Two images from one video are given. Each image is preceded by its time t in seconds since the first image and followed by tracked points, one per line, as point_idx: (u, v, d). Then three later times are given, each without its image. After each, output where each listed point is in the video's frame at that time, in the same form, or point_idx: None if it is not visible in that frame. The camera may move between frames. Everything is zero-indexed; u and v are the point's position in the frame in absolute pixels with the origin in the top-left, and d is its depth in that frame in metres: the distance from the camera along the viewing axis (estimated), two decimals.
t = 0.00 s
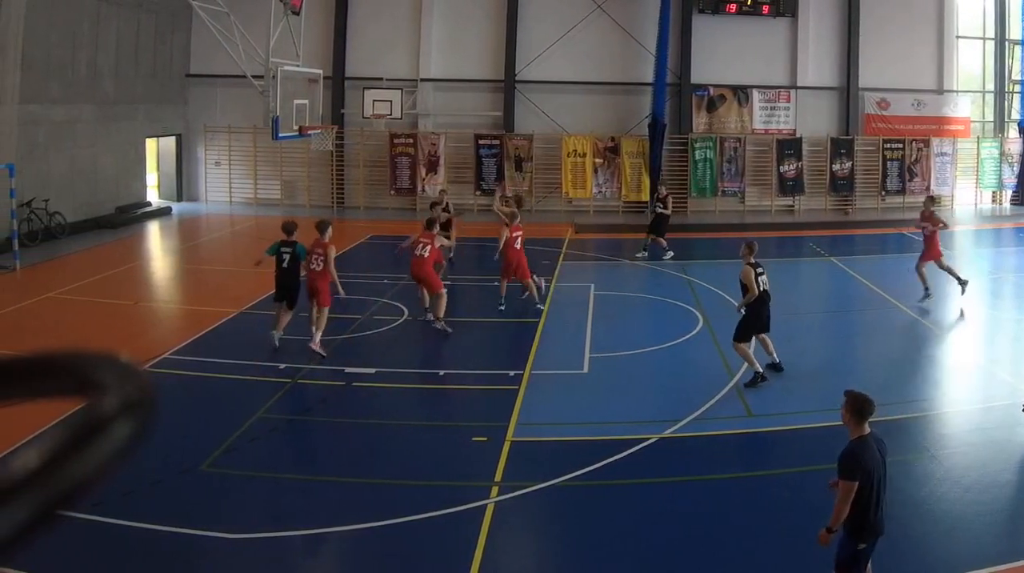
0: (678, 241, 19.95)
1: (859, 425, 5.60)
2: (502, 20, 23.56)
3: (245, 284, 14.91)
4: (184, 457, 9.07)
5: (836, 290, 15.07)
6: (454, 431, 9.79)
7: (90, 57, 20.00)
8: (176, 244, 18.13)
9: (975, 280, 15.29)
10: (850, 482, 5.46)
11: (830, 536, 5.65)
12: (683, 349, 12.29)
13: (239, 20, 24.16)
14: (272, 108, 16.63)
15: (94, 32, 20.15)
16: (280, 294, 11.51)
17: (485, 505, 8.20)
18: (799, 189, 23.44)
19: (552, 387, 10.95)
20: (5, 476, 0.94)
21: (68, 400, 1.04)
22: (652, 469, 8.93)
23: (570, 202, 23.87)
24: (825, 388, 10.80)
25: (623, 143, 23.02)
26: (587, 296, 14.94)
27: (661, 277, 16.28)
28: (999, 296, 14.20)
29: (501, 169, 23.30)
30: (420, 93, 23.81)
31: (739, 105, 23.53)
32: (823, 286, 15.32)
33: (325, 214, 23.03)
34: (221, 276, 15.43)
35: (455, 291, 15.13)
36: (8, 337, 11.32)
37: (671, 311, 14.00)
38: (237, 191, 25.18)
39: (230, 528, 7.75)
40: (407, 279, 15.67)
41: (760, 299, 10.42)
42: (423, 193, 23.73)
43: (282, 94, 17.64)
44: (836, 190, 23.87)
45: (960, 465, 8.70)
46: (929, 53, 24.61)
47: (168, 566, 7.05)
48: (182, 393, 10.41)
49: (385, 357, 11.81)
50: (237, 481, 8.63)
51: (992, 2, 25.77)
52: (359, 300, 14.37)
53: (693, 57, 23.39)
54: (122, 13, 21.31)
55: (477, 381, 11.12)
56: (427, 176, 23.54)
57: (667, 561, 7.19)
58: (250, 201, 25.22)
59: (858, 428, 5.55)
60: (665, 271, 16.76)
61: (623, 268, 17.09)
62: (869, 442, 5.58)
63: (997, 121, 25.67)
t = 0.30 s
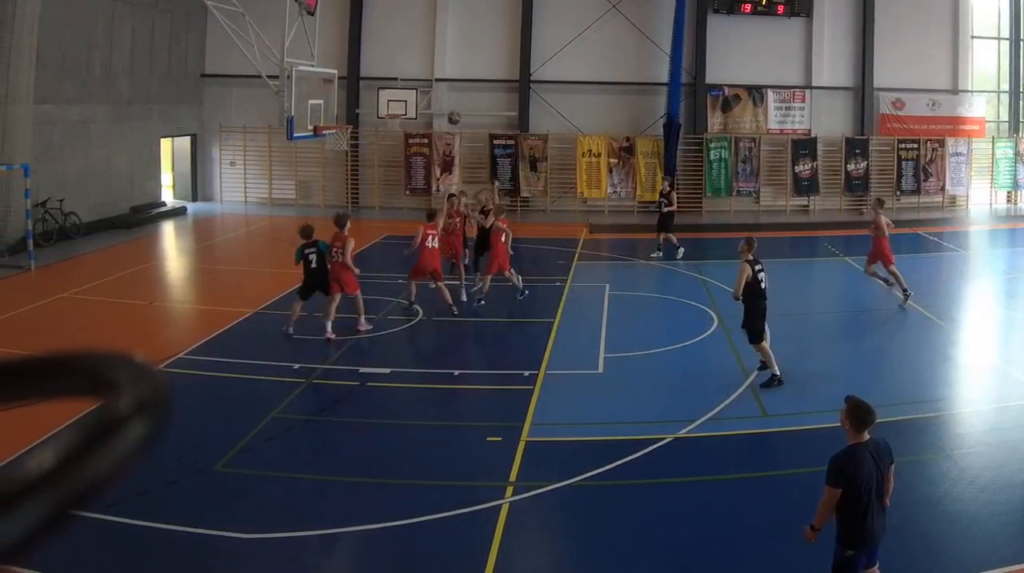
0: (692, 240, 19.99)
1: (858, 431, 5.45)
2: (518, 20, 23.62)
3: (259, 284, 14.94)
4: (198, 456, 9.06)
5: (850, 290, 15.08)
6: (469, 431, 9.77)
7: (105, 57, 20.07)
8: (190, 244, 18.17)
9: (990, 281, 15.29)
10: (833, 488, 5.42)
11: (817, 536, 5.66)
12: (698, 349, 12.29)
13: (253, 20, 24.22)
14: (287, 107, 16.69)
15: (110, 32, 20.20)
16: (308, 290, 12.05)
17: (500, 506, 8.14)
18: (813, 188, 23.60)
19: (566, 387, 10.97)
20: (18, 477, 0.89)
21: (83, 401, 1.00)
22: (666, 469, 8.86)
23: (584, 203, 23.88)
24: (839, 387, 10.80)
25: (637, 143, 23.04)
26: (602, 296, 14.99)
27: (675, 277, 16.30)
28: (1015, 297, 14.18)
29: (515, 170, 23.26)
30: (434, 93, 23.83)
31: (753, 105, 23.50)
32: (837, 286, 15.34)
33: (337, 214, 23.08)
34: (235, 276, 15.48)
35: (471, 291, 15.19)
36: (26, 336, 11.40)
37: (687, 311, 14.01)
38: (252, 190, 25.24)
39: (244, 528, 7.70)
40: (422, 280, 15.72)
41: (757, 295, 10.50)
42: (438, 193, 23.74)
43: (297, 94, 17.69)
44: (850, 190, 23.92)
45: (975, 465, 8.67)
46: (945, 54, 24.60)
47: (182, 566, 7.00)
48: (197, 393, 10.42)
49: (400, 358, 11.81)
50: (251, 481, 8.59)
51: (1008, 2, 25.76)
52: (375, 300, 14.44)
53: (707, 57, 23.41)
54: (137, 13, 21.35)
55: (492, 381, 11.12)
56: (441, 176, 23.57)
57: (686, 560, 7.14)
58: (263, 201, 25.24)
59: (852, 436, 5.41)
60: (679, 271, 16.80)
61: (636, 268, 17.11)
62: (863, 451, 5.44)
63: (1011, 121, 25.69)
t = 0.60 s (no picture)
0: (692, 240, 20.00)
1: (861, 437, 5.43)
2: (518, 20, 23.61)
3: (259, 284, 14.95)
4: (198, 456, 9.05)
5: (850, 290, 15.08)
6: (469, 431, 9.77)
7: (105, 57, 20.08)
8: (191, 244, 18.17)
9: (990, 281, 15.29)
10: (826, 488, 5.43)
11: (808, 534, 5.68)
12: (698, 349, 12.29)
13: (254, 20, 24.24)
14: (288, 107, 16.71)
15: (110, 31, 20.20)
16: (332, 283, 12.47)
17: (500, 506, 8.14)
18: (813, 188, 23.59)
19: (565, 387, 10.97)
20: (19, 477, 0.89)
21: (83, 401, 1.00)
22: (666, 469, 8.87)
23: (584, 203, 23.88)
24: (839, 388, 10.80)
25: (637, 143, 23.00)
26: (602, 296, 14.99)
27: (675, 277, 16.31)
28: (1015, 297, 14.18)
29: (515, 170, 23.24)
30: (433, 93, 23.84)
31: (753, 105, 23.52)
32: (836, 286, 15.34)
33: (337, 214, 23.08)
34: (236, 276, 15.49)
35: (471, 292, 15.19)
36: (26, 336, 11.41)
37: (687, 311, 14.01)
38: (252, 190, 25.24)
39: (243, 528, 7.70)
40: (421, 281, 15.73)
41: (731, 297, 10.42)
42: (438, 193, 23.69)
43: (297, 94, 17.71)
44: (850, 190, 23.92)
45: (975, 466, 8.66)
46: (945, 54, 24.62)
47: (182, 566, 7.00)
48: (197, 393, 10.42)
49: (399, 358, 11.81)
50: (251, 481, 8.59)
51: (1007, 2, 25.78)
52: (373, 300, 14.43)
53: (707, 57, 23.41)
54: (137, 13, 21.36)
55: (492, 382, 11.12)
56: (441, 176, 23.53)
57: (686, 560, 7.13)
58: (263, 201, 25.26)
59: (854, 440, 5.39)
60: (680, 271, 16.81)
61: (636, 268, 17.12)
62: (862, 457, 5.43)
63: (1011, 121, 25.70)
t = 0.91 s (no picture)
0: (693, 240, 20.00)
1: (862, 448, 5.40)
2: (518, 19, 23.60)
3: (259, 284, 14.96)
4: (199, 456, 9.06)
5: (850, 290, 15.08)
6: (469, 431, 9.77)
7: (105, 57, 20.09)
8: (191, 244, 18.18)
9: (990, 281, 15.29)
10: (821, 494, 5.43)
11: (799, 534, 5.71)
12: (698, 350, 12.28)
13: (254, 20, 24.25)
14: (287, 107, 16.72)
15: (110, 31, 20.21)
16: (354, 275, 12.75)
17: (500, 506, 8.14)
18: (813, 188, 23.59)
19: (565, 387, 10.98)
20: (18, 476, 0.89)
21: (83, 401, 1.00)
22: (665, 469, 8.87)
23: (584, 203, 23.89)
24: (839, 388, 10.80)
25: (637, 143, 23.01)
26: (602, 297, 15.00)
27: (675, 277, 16.33)
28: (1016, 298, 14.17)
29: (515, 170, 23.25)
30: (433, 93, 23.85)
31: (753, 105, 23.54)
32: (837, 286, 15.34)
33: (337, 214, 23.08)
34: (236, 276, 15.50)
35: (469, 293, 15.20)
36: (26, 336, 11.42)
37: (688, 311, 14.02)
38: (252, 190, 25.25)
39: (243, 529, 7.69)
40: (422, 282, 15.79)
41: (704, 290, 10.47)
42: (438, 193, 23.70)
43: (297, 94, 17.72)
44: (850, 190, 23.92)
45: (974, 466, 8.65)
46: (944, 54, 24.64)
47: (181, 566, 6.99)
48: (197, 393, 10.43)
49: (399, 358, 11.81)
50: (251, 481, 8.59)
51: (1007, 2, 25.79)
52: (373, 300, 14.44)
53: (707, 57, 23.42)
54: (137, 13, 21.35)
55: (492, 381, 11.12)
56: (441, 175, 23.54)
57: (686, 561, 7.13)
58: (263, 201, 25.27)
59: (855, 450, 5.37)
60: (680, 271, 16.81)
61: (636, 268, 17.12)
62: (861, 468, 5.42)
63: (1011, 122, 25.72)
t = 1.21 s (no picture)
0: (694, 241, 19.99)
1: (854, 444, 5.41)
2: (518, 19, 23.60)
3: (259, 284, 14.96)
4: (199, 456, 9.05)
5: (851, 290, 15.08)
6: (469, 431, 9.77)
7: (105, 57, 20.09)
8: (191, 244, 18.19)
9: (990, 281, 15.29)
10: (818, 496, 5.43)
11: (800, 539, 5.70)
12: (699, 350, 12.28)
13: (255, 20, 24.25)
14: (287, 107, 16.72)
15: (110, 31, 20.22)
16: (370, 277, 12.75)
17: (500, 506, 8.14)
18: (813, 188, 23.58)
19: (565, 387, 10.97)
20: (17, 476, 0.89)
21: (84, 401, 1.00)
22: (666, 469, 8.86)
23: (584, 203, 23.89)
24: (838, 388, 10.80)
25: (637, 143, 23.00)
26: (602, 297, 15.00)
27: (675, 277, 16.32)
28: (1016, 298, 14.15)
29: (515, 170, 23.24)
30: (433, 93, 23.86)
31: (753, 105, 23.54)
32: (837, 287, 15.34)
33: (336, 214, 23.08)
34: (236, 276, 15.51)
35: (469, 293, 15.20)
36: (26, 336, 11.42)
37: (688, 311, 14.02)
38: (252, 191, 25.25)
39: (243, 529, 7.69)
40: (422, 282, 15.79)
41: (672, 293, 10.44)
42: (438, 193, 23.69)
43: (297, 94, 17.73)
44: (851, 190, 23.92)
45: (974, 466, 8.65)
46: (944, 55, 24.64)
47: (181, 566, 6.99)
48: (198, 393, 10.44)
49: (400, 358, 11.81)
50: (251, 481, 8.59)
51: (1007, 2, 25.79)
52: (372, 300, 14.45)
53: (707, 57, 23.42)
54: (137, 13, 21.34)
55: (492, 381, 11.12)
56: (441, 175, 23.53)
57: (686, 561, 7.13)
58: (263, 201, 25.27)
59: (847, 448, 5.38)
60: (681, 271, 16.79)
61: (637, 268, 17.13)
62: (854, 465, 5.42)
63: (1011, 122, 25.74)
